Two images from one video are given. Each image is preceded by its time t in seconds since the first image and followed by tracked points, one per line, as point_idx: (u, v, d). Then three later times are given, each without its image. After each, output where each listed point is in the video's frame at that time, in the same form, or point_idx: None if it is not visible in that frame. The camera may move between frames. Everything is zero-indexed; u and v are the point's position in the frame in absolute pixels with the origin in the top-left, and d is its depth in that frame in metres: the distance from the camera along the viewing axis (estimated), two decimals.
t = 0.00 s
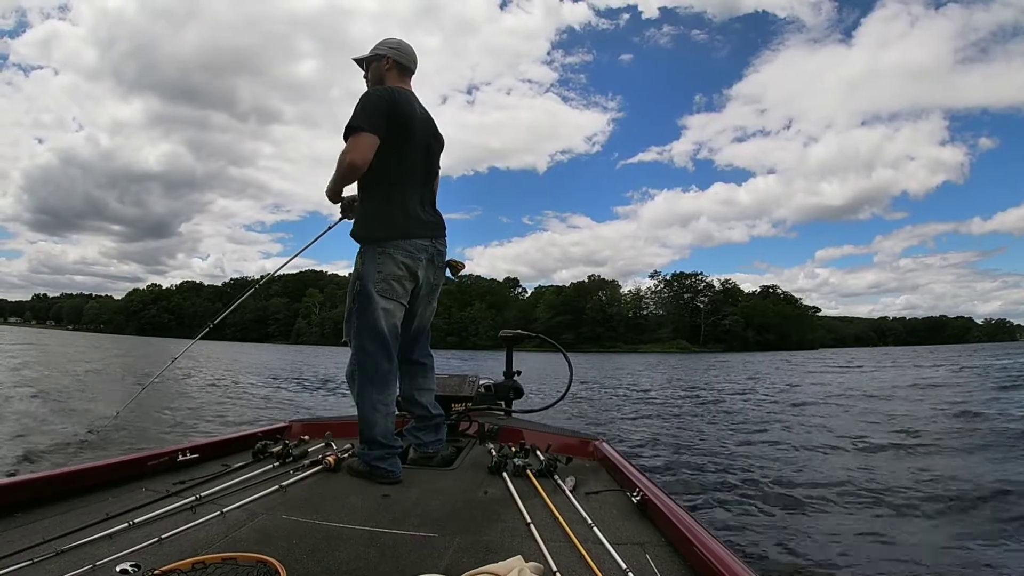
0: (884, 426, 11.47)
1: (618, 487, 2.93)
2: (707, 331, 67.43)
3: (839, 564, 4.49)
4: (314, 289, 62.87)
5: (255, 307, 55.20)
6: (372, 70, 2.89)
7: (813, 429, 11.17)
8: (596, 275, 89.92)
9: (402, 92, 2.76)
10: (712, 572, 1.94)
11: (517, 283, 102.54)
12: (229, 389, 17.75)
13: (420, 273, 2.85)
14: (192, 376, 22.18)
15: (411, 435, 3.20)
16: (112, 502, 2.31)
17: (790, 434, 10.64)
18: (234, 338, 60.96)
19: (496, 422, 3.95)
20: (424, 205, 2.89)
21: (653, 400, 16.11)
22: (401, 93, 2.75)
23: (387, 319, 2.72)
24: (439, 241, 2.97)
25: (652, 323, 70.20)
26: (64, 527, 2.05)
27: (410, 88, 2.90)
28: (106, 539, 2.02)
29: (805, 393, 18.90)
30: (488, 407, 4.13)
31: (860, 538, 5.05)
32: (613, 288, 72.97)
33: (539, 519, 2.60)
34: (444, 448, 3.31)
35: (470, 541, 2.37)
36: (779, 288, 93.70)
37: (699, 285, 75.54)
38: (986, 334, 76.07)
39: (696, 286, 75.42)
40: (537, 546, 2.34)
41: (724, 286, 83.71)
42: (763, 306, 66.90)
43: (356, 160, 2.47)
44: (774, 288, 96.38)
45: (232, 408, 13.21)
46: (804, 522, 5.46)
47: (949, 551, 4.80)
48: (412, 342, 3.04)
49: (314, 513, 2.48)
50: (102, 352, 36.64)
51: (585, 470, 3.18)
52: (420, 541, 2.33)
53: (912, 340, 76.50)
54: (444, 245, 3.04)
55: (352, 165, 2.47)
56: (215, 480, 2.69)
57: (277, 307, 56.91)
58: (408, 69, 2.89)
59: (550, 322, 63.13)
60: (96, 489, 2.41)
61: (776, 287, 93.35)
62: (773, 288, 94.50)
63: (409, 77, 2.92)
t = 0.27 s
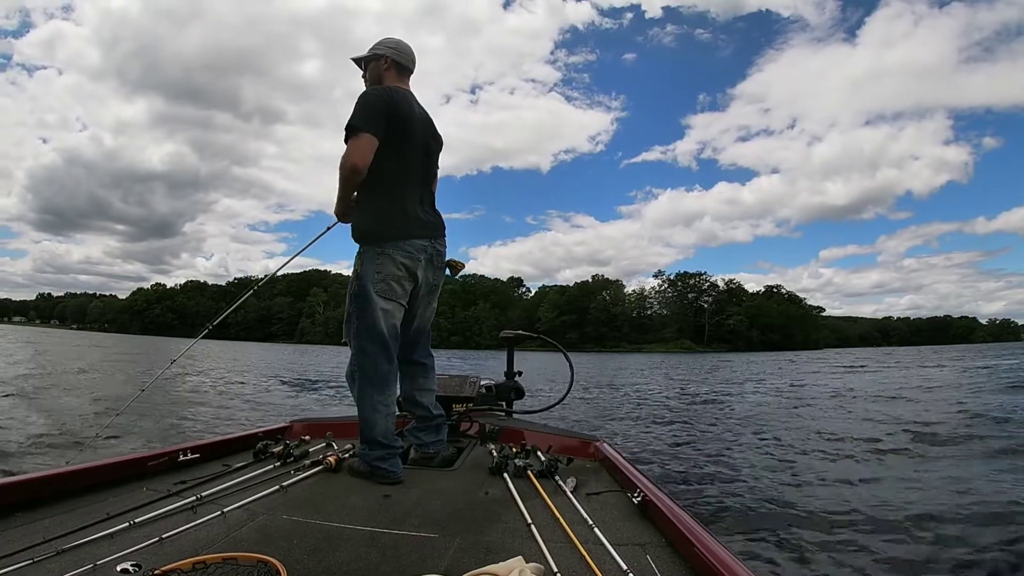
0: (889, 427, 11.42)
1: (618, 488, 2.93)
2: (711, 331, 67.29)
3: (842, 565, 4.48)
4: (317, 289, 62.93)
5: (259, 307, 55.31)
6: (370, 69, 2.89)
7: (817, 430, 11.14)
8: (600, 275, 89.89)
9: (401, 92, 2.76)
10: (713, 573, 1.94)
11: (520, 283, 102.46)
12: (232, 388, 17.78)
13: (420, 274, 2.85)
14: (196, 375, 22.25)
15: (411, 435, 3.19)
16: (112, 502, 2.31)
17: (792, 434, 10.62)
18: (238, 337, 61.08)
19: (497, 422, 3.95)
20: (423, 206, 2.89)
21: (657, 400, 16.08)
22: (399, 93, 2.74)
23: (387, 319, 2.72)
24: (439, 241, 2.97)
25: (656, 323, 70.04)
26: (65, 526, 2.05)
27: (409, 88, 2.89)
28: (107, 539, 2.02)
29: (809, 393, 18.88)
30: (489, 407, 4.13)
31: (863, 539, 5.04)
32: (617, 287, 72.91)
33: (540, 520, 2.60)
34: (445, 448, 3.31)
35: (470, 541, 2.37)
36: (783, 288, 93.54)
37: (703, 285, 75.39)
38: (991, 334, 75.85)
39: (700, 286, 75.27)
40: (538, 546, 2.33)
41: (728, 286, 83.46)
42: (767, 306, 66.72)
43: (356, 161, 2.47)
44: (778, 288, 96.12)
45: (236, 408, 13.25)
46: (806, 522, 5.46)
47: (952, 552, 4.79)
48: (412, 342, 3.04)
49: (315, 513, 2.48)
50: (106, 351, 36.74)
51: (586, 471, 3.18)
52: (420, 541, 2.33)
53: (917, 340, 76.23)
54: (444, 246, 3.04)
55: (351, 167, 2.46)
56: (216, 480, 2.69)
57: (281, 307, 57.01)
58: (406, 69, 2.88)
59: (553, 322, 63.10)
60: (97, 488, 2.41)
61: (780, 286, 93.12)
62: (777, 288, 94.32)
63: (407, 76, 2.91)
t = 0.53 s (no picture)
0: (892, 427, 11.41)
1: (619, 487, 2.93)
2: (714, 331, 67.21)
3: (844, 565, 4.47)
4: (320, 289, 62.97)
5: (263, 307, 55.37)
6: (368, 69, 2.89)
7: (819, 429, 11.11)
8: (602, 275, 89.80)
9: (397, 90, 2.76)
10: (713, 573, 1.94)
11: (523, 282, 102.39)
12: (235, 388, 17.80)
13: (420, 272, 2.86)
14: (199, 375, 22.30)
15: (412, 434, 3.20)
16: (113, 499, 2.32)
17: (795, 434, 10.62)
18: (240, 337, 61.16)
19: (498, 421, 3.95)
20: (421, 204, 2.89)
21: (660, 400, 16.07)
22: (397, 92, 2.74)
23: (388, 318, 2.72)
24: (438, 239, 2.97)
25: (659, 322, 69.95)
26: (66, 523, 2.06)
27: (407, 87, 2.89)
28: (107, 536, 2.02)
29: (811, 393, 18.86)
30: (490, 406, 4.13)
31: (865, 540, 5.03)
32: (619, 287, 72.87)
33: (540, 519, 2.60)
34: (446, 447, 3.31)
35: (470, 540, 2.36)
36: (786, 287, 93.38)
37: (706, 284, 75.25)
38: (994, 333, 75.62)
39: (703, 286, 75.14)
40: (538, 545, 2.33)
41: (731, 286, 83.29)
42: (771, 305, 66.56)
43: (352, 158, 2.47)
44: (781, 287, 95.92)
45: (239, 407, 13.28)
46: (808, 522, 5.45)
47: (954, 552, 4.78)
48: (413, 340, 3.05)
49: (315, 511, 2.49)
50: (110, 350, 36.82)
51: (586, 470, 3.17)
52: (420, 539, 2.33)
53: (921, 339, 76.03)
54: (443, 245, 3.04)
55: (346, 164, 2.46)
56: (216, 477, 2.69)
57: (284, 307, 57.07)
58: (403, 68, 2.89)
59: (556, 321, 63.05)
60: (98, 485, 2.42)
61: (783, 286, 92.97)
62: (779, 288, 94.13)
63: (404, 75, 2.91)
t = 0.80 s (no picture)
0: (894, 426, 11.38)
1: (620, 487, 2.93)
2: (717, 331, 67.15)
3: (846, 565, 4.46)
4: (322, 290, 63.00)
5: (265, 308, 55.41)
6: (368, 69, 2.89)
7: (821, 429, 11.10)
8: (604, 275, 89.74)
9: (398, 90, 2.77)
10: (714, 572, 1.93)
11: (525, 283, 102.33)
12: (237, 389, 17.82)
13: (420, 271, 2.86)
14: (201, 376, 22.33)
15: (413, 433, 3.20)
16: (115, 499, 2.32)
17: (798, 433, 10.61)
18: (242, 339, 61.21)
19: (499, 421, 3.95)
20: (422, 204, 2.89)
21: (662, 400, 16.06)
22: (397, 92, 2.75)
23: (389, 317, 2.73)
24: (438, 239, 2.98)
25: (662, 323, 69.86)
26: (67, 524, 2.07)
27: (407, 87, 2.90)
28: (108, 537, 2.03)
29: (814, 393, 18.83)
30: (491, 405, 4.13)
31: (868, 539, 5.02)
32: (621, 288, 72.83)
33: (542, 518, 2.60)
34: (447, 446, 3.31)
35: (471, 539, 2.37)
36: (789, 287, 93.16)
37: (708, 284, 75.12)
38: (998, 332, 75.43)
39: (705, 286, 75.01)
40: (539, 545, 2.33)
41: (734, 286, 83.15)
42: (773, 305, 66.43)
43: (352, 158, 2.47)
44: (784, 287, 95.75)
45: (242, 408, 13.31)
46: (811, 521, 5.45)
47: (957, 552, 4.77)
48: (413, 340, 3.05)
49: (316, 511, 2.49)
50: (113, 352, 36.86)
51: (588, 469, 3.17)
52: (421, 539, 2.33)
53: (924, 339, 75.83)
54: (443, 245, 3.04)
55: (349, 165, 2.47)
56: (218, 477, 2.70)
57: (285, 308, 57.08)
58: (402, 69, 2.89)
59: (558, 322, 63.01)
60: (99, 485, 2.42)
61: (785, 286, 92.84)
62: (782, 287, 93.93)
63: (403, 75, 2.92)
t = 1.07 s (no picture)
0: (896, 427, 11.35)
1: (622, 487, 2.92)
2: (719, 332, 67.21)
3: (847, 566, 4.46)
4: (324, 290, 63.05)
5: (267, 309, 55.46)
6: (371, 69, 2.89)
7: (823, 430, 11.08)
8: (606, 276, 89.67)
9: (401, 90, 2.77)
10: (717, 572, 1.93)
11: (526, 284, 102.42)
12: (239, 389, 17.86)
13: (421, 273, 2.86)
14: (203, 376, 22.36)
15: (416, 434, 3.21)
16: (117, 503, 2.32)
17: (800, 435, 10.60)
18: (244, 339, 61.27)
19: (501, 421, 3.95)
20: (423, 205, 2.90)
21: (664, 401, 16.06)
22: (400, 92, 2.75)
23: (390, 319, 2.73)
24: (439, 240, 2.97)
25: (663, 324, 69.74)
26: (70, 527, 2.07)
27: (409, 87, 2.90)
28: (111, 540, 2.03)
29: (816, 394, 18.81)
30: (492, 406, 4.13)
31: (870, 539, 5.02)
32: (623, 288, 72.78)
33: (544, 519, 2.59)
34: (450, 447, 3.31)
35: (474, 541, 2.37)
36: (790, 288, 93.00)
37: (710, 285, 75.08)
38: (1000, 333, 75.31)
39: (707, 287, 74.98)
40: (542, 546, 2.33)
41: (736, 286, 83.07)
42: (775, 306, 66.38)
43: (354, 159, 2.46)
44: (786, 288, 95.66)
45: (244, 409, 13.33)
46: (814, 522, 5.44)
47: (961, 553, 4.75)
48: (414, 342, 3.05)
49: (319, 513, 2.49)
50: (116, 352, 36.91)
51: (590, 470, 3.17)
52: (424, 540, 2.33)
53: (926, 340, 75.72)
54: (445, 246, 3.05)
55: (350, 164, 2.46)
56: (220, 480, 2.70)
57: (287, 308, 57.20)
58: (405, 69, 2.89)
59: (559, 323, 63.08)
60: (101, 489, 2.42)
61: (787, 286, 92.83)
62: (784, 288, 93.80)
63: (406, 76, 2.92)
